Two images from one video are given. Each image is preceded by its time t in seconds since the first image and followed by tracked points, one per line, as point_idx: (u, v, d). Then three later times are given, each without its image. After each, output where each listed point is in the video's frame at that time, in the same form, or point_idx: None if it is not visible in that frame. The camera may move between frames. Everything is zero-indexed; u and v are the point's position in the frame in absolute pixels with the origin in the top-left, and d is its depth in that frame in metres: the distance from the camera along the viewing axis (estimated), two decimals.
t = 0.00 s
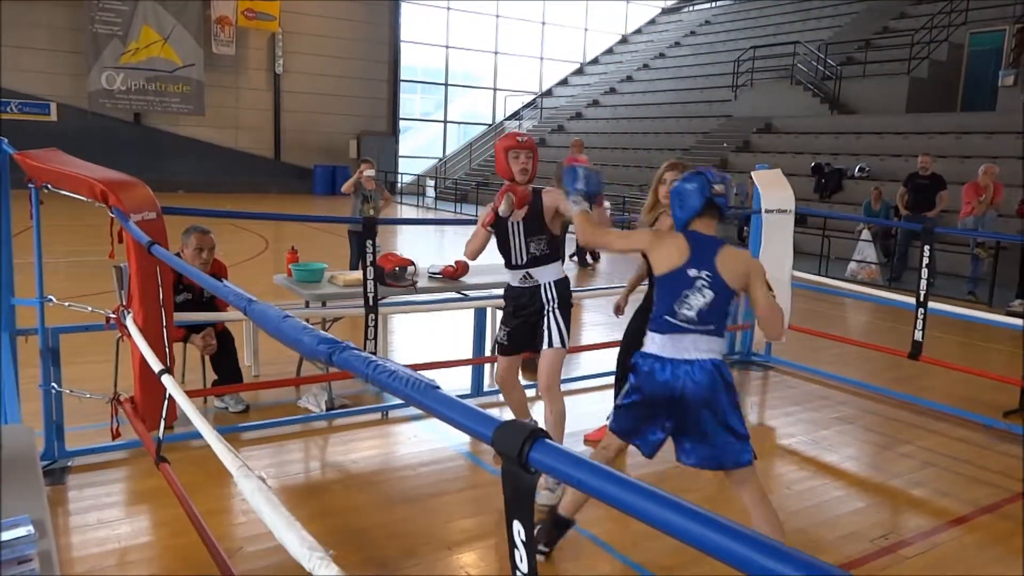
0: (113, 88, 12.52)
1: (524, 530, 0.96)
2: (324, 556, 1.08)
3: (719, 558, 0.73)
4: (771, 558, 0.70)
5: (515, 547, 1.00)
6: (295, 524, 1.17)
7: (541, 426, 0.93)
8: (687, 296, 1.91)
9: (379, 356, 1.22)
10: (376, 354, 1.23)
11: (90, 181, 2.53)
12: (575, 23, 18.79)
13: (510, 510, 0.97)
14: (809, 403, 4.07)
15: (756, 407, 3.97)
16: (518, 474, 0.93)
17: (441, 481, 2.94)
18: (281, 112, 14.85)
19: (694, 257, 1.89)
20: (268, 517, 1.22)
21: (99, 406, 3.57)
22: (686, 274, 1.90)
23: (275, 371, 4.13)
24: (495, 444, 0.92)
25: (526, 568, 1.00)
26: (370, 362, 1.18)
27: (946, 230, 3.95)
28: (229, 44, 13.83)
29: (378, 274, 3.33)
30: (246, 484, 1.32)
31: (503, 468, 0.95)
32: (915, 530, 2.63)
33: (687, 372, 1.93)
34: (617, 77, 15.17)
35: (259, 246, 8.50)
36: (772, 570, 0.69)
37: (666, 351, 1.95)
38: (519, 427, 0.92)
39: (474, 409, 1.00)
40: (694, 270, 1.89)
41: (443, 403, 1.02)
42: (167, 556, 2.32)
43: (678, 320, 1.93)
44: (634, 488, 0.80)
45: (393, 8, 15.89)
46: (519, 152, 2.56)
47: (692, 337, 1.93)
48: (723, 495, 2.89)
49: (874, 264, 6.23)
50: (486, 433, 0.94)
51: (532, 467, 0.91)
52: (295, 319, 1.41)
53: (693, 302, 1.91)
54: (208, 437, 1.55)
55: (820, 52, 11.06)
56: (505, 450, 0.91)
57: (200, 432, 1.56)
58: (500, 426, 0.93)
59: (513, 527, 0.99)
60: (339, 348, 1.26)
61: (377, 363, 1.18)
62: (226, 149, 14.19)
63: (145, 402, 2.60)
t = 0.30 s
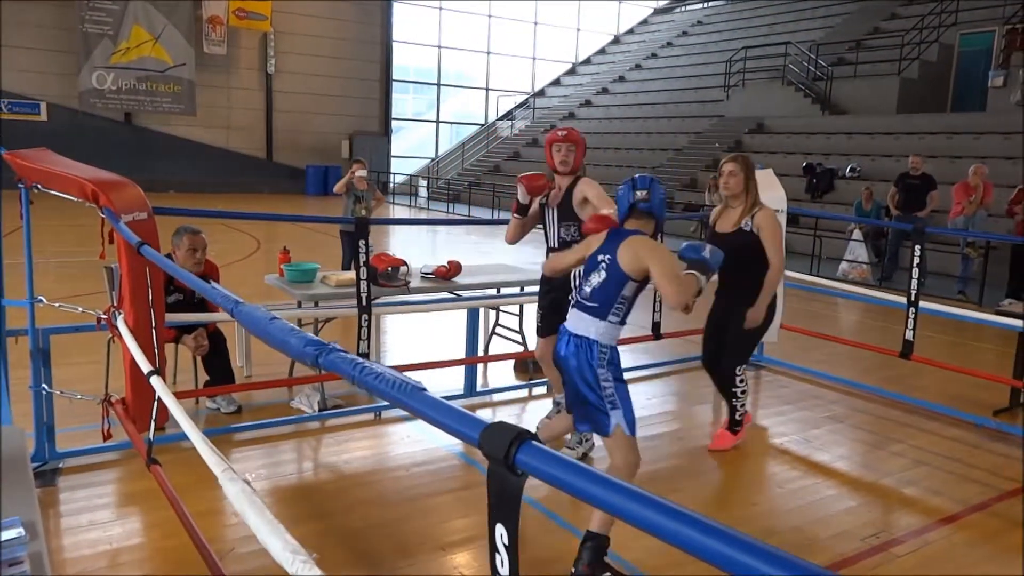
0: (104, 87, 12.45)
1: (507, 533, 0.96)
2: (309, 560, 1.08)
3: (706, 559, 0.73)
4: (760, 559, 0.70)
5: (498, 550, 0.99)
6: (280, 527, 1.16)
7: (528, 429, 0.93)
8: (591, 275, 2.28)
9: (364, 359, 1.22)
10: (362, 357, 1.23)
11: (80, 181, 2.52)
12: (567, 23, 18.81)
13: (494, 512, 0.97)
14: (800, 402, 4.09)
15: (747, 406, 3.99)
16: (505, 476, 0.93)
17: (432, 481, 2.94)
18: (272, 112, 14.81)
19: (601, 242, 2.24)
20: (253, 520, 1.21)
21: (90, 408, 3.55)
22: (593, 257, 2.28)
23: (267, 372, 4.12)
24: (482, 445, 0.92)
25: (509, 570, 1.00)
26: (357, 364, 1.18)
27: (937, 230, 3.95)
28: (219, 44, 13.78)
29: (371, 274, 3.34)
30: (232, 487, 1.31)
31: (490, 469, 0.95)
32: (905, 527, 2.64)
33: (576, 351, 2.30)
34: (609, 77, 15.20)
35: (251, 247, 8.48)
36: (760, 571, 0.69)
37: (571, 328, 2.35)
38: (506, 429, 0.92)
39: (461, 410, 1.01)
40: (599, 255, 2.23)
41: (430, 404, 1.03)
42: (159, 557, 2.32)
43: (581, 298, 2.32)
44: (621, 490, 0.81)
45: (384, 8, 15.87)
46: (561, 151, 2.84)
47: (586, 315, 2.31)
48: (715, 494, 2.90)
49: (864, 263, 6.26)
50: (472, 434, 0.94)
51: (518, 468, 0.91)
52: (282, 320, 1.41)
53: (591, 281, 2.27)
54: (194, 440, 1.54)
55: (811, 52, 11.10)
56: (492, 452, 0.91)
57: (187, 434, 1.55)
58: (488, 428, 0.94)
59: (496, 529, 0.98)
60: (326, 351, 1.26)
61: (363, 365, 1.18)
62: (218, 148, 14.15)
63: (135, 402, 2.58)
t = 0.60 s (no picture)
0: (102, 88, 12.66)
1: (512, 528, 0.96)
2: (313, 556, 1.08)
3: (710, 554, 0.73)
4: (764, 553, 0.70)
5: (503, 545, 1.00)
6: (283, 525, 1.16)
7: (530, 424, 0.93)
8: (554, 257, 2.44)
9: (366, 355, 1.21)
10: (364, 353, 1.23)
11: (79, 181, 2.52)
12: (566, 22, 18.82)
13: (499, 507, 0.98)
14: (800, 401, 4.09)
15: (747, 406, 3.98)
16: (508, 471, 0.93)
17: (432, 481, 2.94)
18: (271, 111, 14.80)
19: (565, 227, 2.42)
20: (258, 516, 1.21)
21: (89, 408, 3.55)
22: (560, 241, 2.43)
23: (266, 372, 4.11)
24: (484, 441, 0.92)
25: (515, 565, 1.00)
26: (360, 361, 1.18)
27: (935, 230, 3.94)
28: (218, 44, 13.72)
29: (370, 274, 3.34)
30: (234, 484, 1.31)
31: (493, 464, 0.95)
32: (904, 527, 2.64)
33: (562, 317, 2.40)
34: (609, 77, 15.20)
35: (249, 247, 8.48)
36: (763, 565, 0.69)
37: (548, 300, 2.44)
38: (508, 424, 0.92)
39: (462, 406, 1.01)
40: (552, 241, 2.45)
41: (432, 400, 1.02)
42: (159, 557, 2.32)
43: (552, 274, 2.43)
44: (625, 484, 0.80)
45: (382, 8, 15.87)
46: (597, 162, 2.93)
47: (570, 285, 2.41)
48: (714, 494, 2.91)
49: (863, 263, 6.25)
50: (475, 430, 0.94)
51: (522, 464, 0.91)
52: (285, 318, 1.41)
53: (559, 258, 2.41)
54: (196, 438, 1.54)
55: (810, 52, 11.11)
56: (495, 447, 0.91)
57: (189, 433, 1.55)
58: (490, 423, 0.94)
59: (501, 524, 0.99)
60: (327, 347, 1.26)
61: (366, 360, 1.18)
62: (216, 149, 14.15)
63: (134, 402, 2.57)
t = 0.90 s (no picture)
0: (101, 89, 12.67)
1: (520, 524, 0.96)
2: (318, 554, 1.08)
3: (718, 551, 0.73)
4: (772, 549, 0.70)
5: (510, 540, 0.99)
6: (286, 524, 1.16)
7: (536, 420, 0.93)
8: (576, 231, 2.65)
9: (373, 351, 1.21)
10: (370, 349, 1.23)
11: (79, 182, 2.52)
12: (565, 23, 18.84)
13: (506, 502, 0.97)
14: (799, 402, 4.09)
15: (747, 406, 3.98)
16: (515, 468, 0.93)
17: (432, 482, 2.94)
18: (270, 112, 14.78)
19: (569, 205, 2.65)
20: (263, 515, 1.21)
21: (88, 410, 3.55)
22: (571, 220, 2.65)
23: (266, 374, 4.11)
24: (491, 437, 0.92)
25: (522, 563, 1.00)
26: (366, 356, 1.18)
27: (935, 230, 3.93)
28: (217, 45, 13.73)
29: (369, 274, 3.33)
30: (238, 483, 1.31)
31: (499, 460, 0.95)
32: (904, 527, 2.65)
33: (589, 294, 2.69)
34: (608, 77, 15.21)
35: (248, 248, 8.48)
36: (772, 563, 0.69)
37: (570, 280, 2.71)
38: (514, 421, 0.92)
39: (469, 402, 1.00)
40: (574, 214, 2.65)
41: (439, 396, 1.02)
42: (159, 558, 2.32)
43: (576, 252, 2.68)
44: (632, 480, 0.80)
45: (381, 8, 15.87)
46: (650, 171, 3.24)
47: (583, 262, 2.70)
48: (714, 494, 2.91)
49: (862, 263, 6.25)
50: (482, 426, 0.94)
51: (529, 460, 0.91)
52: (288, 315, 1.41)
53: (581, 235, 2.66)
54: (196, 439, 1.54)
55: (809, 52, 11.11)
56: (501, 443, 0.91)
57: (191, 433, 1.55)
58: (498, 420, 0.93)
59: (508, 519, 0.98)
60: (333, 344, 1.26)
61: (372, 356, 1.18)
62: (215, 149, 14.14)
63: (134, 402, 2.57)
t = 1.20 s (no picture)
0: (102, 91, 12.69)
1: (507, 535, 0.96)
2: (309, 561, 1.08)
3: (710, 559, 0.73)
4: (764, 557, 0.70)
5: (494, 553, 0.99)
6: (278, 532, 1.16)
7: (531, 429, 0.93)
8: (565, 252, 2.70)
9: (367, 359, 1.22)
10: (364, 358, 1.23)
11: (79, 185, 2.52)
12: (565, 23, 18.87)
13: (493, 514, 0.97)
14: (800, 402, 4.09)
15: (747, 407, 3.98)
16: (508, 477, 0.93)
17: (432, 483, 2.94)
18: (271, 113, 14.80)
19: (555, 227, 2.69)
20: (253, 523, 1.20)
21: (89, 411, 3.55)
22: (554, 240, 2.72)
23: (266, 375, 4.11)
24: (486, 445, 0.93)
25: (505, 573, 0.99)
26: (359, 365, 1.19)
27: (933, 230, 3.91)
28: (218, 46, 13.74)
29: (369, 274, 3.33)
30: (232, 489, 1.31)
31: (492, 471, 0.95)
32: (905, 529, 2.64)
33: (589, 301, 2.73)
34: (608, 79, 15.22)
35: (249, 249, 8.50)
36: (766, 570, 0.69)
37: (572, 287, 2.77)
38: (510, 429, 0.93)
39: (463, 411, 1.01)
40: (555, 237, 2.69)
41: (433, 405, 1.03)
42: (160, 560, 2.32)
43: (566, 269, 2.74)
44: (625, 488, 0.81)
45: (382, 10, 15.89)
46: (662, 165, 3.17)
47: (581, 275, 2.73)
48: (715, 495, 2.90)
49: (862, 264, 6.24)
50: (477, 435, 0.94)
51: (523, 468, 0.91)
52: (283, 323, 1.41)
53: (564, 255, 2.71)
54: (194, 442, 1.54)
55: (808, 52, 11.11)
56: (496, 452, 0.92)
57: (188, 437, 1.55)
58: (492, 428, 0.94)
59: (495, 532, 0.99)
60: (326, 353, 1.26)
61: (365, 365, 1.19)
62: (215, 150, 14.15)
63: (134, 404, 2.58)
